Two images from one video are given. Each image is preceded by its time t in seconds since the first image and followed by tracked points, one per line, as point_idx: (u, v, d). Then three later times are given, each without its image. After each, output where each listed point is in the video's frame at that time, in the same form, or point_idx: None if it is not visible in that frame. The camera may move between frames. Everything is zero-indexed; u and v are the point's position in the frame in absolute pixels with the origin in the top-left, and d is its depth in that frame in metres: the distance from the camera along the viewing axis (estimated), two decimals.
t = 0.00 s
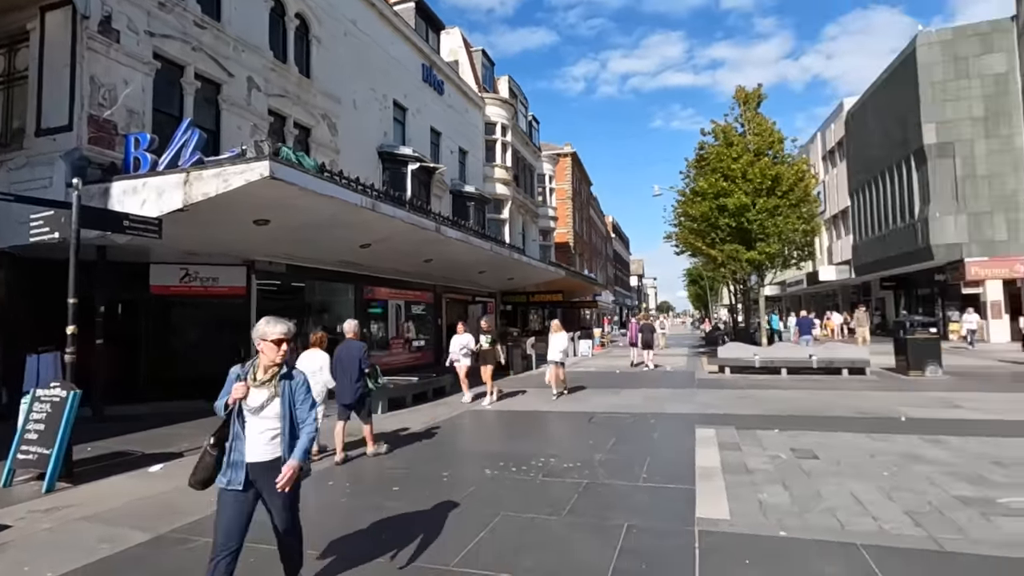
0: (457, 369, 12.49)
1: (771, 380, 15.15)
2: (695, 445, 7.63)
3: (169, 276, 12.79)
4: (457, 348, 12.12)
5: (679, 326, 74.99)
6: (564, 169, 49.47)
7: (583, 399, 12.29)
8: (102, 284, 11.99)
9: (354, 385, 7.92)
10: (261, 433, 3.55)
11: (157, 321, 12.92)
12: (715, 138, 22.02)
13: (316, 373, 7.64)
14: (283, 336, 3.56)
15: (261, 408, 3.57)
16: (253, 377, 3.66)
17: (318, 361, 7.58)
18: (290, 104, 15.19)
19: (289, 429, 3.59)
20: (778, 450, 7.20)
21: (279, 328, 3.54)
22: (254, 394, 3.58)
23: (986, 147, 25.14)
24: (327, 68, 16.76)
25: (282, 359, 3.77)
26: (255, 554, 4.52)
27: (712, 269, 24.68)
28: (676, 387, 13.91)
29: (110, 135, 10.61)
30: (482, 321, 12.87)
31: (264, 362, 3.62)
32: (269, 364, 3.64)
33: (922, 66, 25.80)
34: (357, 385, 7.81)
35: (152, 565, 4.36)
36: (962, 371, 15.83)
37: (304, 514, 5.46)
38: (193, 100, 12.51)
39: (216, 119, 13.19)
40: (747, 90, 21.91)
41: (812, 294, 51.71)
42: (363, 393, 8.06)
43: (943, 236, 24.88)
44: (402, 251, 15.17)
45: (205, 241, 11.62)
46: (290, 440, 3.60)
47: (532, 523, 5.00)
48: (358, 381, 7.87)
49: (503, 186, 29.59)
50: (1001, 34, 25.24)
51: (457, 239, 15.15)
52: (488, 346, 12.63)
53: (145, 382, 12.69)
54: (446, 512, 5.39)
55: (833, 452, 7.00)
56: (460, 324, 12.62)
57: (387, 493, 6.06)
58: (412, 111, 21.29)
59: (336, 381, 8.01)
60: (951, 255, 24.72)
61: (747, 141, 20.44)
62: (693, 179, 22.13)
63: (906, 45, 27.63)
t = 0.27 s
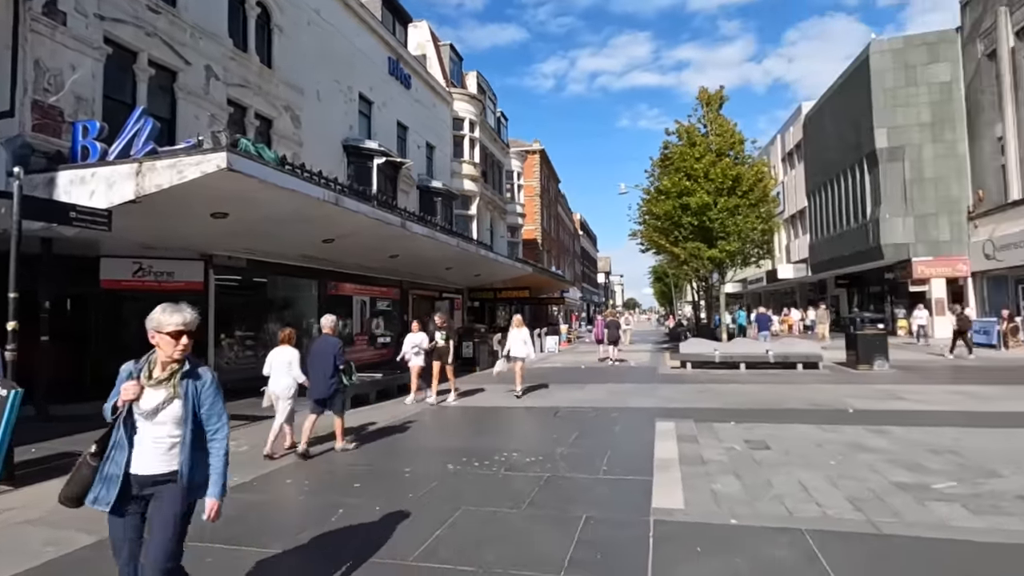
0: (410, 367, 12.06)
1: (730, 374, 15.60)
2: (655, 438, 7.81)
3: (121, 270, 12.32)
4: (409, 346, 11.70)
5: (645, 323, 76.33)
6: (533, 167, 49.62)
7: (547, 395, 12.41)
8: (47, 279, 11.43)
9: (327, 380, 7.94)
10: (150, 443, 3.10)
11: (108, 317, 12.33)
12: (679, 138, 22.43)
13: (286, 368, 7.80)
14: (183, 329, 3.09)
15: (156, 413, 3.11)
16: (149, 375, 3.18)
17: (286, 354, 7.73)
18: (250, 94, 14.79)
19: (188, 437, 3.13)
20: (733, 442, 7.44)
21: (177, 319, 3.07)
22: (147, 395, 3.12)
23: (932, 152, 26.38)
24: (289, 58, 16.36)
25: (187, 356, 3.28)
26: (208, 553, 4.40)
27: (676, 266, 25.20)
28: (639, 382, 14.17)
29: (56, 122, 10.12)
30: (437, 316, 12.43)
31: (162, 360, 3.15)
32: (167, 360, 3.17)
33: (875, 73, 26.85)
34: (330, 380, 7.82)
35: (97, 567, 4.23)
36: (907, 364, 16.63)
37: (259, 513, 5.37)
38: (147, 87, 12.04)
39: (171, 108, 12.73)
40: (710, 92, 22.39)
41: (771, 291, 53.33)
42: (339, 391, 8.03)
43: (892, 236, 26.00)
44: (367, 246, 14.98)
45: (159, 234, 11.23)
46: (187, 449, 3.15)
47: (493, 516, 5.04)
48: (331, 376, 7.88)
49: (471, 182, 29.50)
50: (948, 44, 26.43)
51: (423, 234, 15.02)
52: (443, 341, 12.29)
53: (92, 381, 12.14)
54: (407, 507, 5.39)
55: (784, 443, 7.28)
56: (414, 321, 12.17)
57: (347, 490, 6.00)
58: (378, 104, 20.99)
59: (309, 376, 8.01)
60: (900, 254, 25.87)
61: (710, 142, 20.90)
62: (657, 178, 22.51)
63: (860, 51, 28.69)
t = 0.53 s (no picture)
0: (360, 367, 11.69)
1: (694, 371, 15.97)
2: (618, 435, 7.95)
3: (74, 268, 11.69)
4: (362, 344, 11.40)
5: (615, 320, 77.27)
6: (504, 164, 49.64)
7: (515, 393, 12.48)
8: None
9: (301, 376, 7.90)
10: (20, 480, 2.71)
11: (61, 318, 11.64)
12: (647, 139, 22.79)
13: (258, 363, 7.82)
14: (63, 343, 2.70)
15: (31, 444, 2.71)
16: (23, 400, 2.76)
17: (258, 349, 7.76)
18: (212, 87, 14.41)
19: (73, 469, 2.76)
20: (693, 437, 7.64)
21: (54, 334, 2.68)
22: (19, 423, 2.70)
23: (887, 156, 27.42)
24: (253, 51, 16.00)
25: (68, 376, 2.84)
26: (162, 558, 4.30)
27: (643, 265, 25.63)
28: (606, 379, 14.38)
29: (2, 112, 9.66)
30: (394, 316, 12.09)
31: (38, 384, 2.74)
32: (45, 381, 2.75)
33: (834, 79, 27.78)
34: (303, 374, 7.83)
35: None
36: (862, 360, 17.29)
37: (217, 515, 5.27)
38: (102, 78, 11.60)
39: (128, 100, 12.31)
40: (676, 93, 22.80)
41: (736, 289, 54.63)
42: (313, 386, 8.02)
43: (850, 236, 26.95)
44: (334, 244, 14.78)
45: (115, 230, 10.85)
46: (71, 486, 2.77)
47: (454, 515, 5.07)
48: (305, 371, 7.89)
49: (441, 179, 29.36)
50: (902, 51, 27.47)
51: (390, 232, 14.88)
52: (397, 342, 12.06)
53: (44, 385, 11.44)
54: (369, 507, 5.38)
55: (741, 438, 7.51)
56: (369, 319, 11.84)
57: (308, 491, 5.93)
58: (347, 100, 20.70)
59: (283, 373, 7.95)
60: (857, 254, 26.84)
61: (676, 142, 21.30)
62: (625, 178, 22.81)
63: (820, 57, 29.59)
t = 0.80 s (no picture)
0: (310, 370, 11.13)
1: (662, 367, 16.23)
2: (585, 431, 8.02)
3: (26, 264, 11.49)
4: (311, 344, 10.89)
5: (586, 317, 77.98)
6: (477, 161, 49.41)
7: (485, 390, 12.49)
8: None
9: (273, 375, 7.78)
10: None
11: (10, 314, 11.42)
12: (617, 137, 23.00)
13: (232, 363, 7.76)
14: None
15: None
16: None
17: (230, 349, 7.69)
18: (173, 78, 13.96)
19: None
20: (657, 432, 7.78)
21: None
22: None
23: (848, 158, 28.30)
24: (217, 41, 15.55)
25: None
26: (113, 564, 4.19)
27: (614, 262, 25.90)
28: (575, 376, 14.50)
29: None
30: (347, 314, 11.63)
31: None
32: None
33: (798, 82, 28.55)
34: (273, 373, 7.71)
35: None
36: (823, 356, 17.85)
37: (173, 518, 5.14)
38: (54, 66, 11.13)
39: (82, 90, 11.84)
40: (646, 93, 23.07)
41: (705, 287, 55.70)
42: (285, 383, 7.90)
43: (813, 235, 27.76)
44: (301, 240, 14.50)
45: (67, 225, 10.43)
46: None
47: (418, 513, 5.06)
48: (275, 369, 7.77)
49: (413, 175, 29.07)
50: (863, 57, 28.33)
51: (359, 229, 14.68)
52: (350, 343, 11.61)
53: None
54: (332, 507, 5.32)
55: (704, 432, 7.68)
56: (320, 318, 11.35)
57: (270, 492, 5.83)
58: (315, 93, 20.32)
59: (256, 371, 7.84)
60: (820, 253, 27.66)
61: (646, 142, 21.57)
62: (596, 176, 22.99)
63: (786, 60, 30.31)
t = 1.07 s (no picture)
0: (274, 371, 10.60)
1: (648, 364, 16.31)
2: (571, 428, 8.04)
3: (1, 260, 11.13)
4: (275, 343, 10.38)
5: (573, 316, 78.21)
6: (465, 159, 49.23)
7: (471, 388, 12.47)
8: None
9: (266, 371, 8.05)
10: None
11: None
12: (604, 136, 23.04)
13: (233, 359, 7.76)
14: None
15: None
16: None
17: (233, 346, 7.68)
18: (153, 72, 13.72)
19: None
20: (642, 429, 7.81)
21: None
22: None
23: (831, 158, 28.64)
24: (199, 34, 15.31)
25: None
26: (90, 566, 4.11)
27: (601, 260, 25.98)
28: (562, 374, 14.53)
29: None
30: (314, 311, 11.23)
31: None
32: None
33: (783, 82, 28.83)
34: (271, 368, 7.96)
35: None
36: (806, 353, 18.06)
37: (152, 519, 5.06)
38: (30, 58, 10.86)
39: (59, 82, 11.58)
40: (633, 92, 23.13)
41: (691, 285, 56.11)
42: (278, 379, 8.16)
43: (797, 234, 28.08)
44: (286, 237, 14.33)
45: (43, 220, 10.20)
46: None
47: (402, 511, 5.03)
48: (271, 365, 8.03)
49: (400, 173, 28.89)
50: (846, 58, 28.67)
51: (345, 226, 14.55)
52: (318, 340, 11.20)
53: None
54: (315, 505, 5.28)
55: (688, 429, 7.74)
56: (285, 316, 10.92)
57: (253, 491, 5.76)
58: (300, 89, 20.10)
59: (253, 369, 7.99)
60: (803, 251, 28.00)
61: (632, 140, 21.63)
62: (583, 174, 23.02)
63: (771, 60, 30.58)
